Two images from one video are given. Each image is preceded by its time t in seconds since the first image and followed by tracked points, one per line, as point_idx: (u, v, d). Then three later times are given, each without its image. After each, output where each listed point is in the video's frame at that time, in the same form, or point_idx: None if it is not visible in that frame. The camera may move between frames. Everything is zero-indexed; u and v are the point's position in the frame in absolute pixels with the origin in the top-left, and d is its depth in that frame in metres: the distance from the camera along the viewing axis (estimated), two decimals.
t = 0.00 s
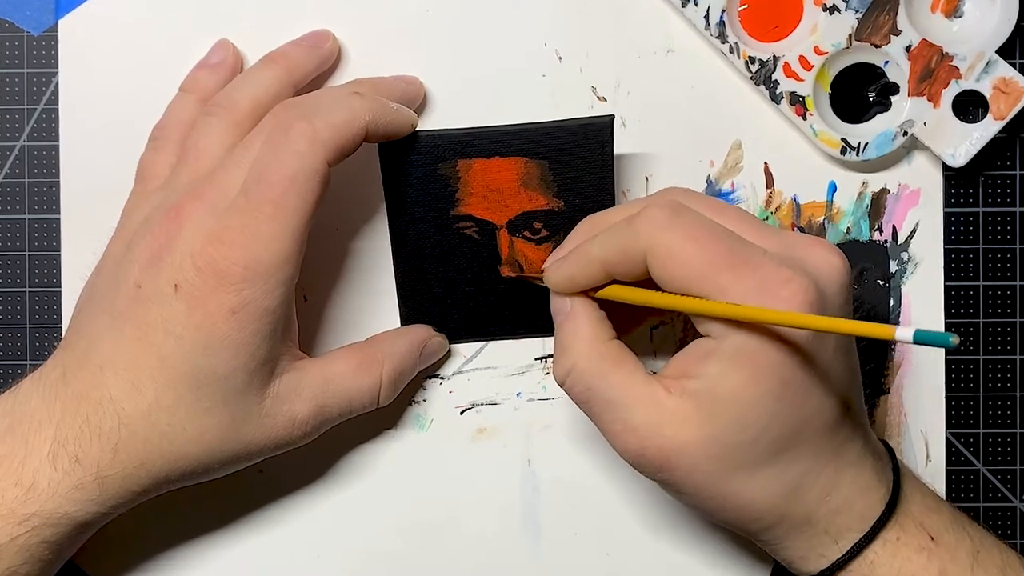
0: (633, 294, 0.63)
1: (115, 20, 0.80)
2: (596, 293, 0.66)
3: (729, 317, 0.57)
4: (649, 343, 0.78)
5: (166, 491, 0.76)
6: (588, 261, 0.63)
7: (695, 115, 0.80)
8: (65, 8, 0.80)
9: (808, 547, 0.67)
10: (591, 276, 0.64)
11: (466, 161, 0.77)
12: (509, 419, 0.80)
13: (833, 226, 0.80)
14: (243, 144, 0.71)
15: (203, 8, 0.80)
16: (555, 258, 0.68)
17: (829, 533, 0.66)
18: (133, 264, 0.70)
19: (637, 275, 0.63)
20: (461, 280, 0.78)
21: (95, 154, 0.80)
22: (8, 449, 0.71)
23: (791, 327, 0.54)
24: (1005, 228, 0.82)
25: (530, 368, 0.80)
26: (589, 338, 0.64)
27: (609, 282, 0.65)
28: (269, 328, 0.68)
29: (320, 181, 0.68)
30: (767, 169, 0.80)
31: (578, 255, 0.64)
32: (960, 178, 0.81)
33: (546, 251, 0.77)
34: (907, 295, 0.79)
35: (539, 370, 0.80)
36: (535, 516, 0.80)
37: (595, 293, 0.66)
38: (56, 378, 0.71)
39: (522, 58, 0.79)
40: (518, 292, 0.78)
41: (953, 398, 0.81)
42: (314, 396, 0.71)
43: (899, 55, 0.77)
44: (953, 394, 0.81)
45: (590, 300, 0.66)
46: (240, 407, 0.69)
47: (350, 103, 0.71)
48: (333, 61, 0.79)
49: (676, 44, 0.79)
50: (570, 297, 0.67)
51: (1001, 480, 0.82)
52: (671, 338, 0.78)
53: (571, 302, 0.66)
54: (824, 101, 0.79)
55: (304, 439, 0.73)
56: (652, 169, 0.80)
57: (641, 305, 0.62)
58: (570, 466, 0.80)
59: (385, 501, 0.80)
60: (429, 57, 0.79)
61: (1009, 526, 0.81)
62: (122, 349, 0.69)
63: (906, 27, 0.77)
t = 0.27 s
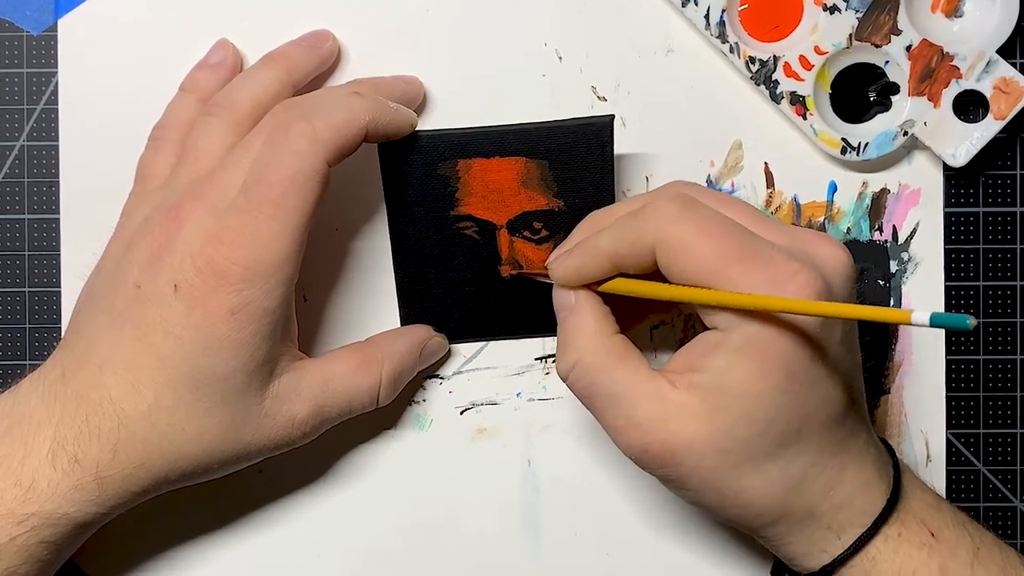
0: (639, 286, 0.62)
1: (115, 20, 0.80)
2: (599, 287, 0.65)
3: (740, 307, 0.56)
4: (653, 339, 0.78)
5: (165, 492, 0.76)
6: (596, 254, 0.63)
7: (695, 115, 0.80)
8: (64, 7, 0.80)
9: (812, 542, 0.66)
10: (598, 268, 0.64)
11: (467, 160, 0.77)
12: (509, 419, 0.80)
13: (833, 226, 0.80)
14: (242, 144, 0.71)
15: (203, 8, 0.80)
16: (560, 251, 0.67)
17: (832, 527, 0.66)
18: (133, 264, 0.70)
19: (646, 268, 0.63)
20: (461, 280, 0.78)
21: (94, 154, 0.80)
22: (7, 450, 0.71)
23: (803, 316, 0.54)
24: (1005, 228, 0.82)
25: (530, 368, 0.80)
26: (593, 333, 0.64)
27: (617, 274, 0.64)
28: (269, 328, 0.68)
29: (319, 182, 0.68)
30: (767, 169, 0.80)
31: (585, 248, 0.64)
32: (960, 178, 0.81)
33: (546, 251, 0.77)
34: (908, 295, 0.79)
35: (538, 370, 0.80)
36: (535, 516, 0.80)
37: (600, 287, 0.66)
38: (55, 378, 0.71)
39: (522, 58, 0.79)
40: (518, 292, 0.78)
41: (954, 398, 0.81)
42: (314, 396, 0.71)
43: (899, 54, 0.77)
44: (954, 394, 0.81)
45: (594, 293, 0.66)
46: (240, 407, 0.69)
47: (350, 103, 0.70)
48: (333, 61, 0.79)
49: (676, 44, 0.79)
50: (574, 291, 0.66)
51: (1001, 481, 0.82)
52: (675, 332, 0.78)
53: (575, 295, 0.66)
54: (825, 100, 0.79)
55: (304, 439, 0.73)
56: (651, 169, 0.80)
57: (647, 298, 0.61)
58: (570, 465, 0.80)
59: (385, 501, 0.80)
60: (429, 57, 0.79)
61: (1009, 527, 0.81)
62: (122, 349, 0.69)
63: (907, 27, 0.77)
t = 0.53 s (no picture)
0: (653, 279, 0.62)
1: (114, 20, 0.80)
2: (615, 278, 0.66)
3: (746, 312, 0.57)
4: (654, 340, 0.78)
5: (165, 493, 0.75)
6: (604, 251, 0.64)
7: (695, 114, 0.79)
8: (64, 7, 0.80)
9: (818, 535, 0.67)
10: (607, 263, 0.64)
11: (467, 159, 0.77)
12: (509, 419, 0.80)
13: (834, 226, 0.79)
14: (243, 145, 0.71)
15: (203, 8, 0.80)
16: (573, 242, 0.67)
17: (838, 522, 0.66)
18: (133, 264, 0.70)
19: (653, 266, 0.63)
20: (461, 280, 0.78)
21: (94, 154, 0.80)
22: (7, 451, 0.71)
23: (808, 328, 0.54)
24: (1005, 227, 0.82)
25: (530, 368, 0.80)
26: (605, 327, 0.64)
27: (629, 268, 0.64)
28: (269, 330, 0.68)
29: (321, 184, 0.68)
30: (768, 169, 0.80)
31: (590, 245, 0.64)
32: (960, 178, 0.81)
33: (547, 251, 0.77)
34: (909, 295, 0.79)
35: (539, 370, 0.80)
36: (536, 517, 0.80)
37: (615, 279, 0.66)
38: (55, 378, 0.71)
39: (522, 58, 0.79)
40: (519, 292, 0.78)
41: (954, 399, 0.81)
42: (314, 399, 0.71)
43: (900, 54, 0.77)
44: (954, 394, 0.81)
45: (609, 286, 0.66)
46: (240, 409, 0.69)
47: (351, 105, 0.70)
48: (333, 61, 0.79)
49: (676, 43, 0.79)
50: (588, 283, 0.67)
51: (1001, 481, 0.81)
52: (676, 329, 0.78)
53: (590, 287, 0.67)
54: (825, 100, 0.79)
55: (304, 442, 0.73)
56: (652, 169, 0.79)
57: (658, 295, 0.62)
58: (571, 465, 0.80)
59: (385, 502, 0.80)
60: (429, 57, 0.79)
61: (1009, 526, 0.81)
62: (122, 351, 0.69)
63: (908, 27, 0.77)
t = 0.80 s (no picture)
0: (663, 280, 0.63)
1: (114, 20, 0.80)
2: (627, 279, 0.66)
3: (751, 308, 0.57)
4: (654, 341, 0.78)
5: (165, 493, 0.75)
6: (612, 253, 0.64)
7: (695, 114, 0.79)
8: (64, 7, 0.80)
9: (816, 538, 0.67)
10: (613, 264, 0.64)
11: (467, 160, 0.76)
12: (509, 419, 0.80)
13: (835, 226, 0.79)
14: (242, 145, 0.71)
15: (203, 7, 0.80)
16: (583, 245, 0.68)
17: (838, 525, 0.66)
18: (133, 264, 0.70)
19: (659, 265, 0.63)
20: (461, 280, 0.78)
21: (94, 154, 0.80)
22: (7, 452, 0.71)
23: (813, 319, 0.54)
24: (1006, 227, 0.82)
25: (530, 368, 0.80)
26: (612, 325, 0.64)
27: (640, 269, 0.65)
28: (270, 330, 0.68)
29: (321, 184, 0.68)
30: (768, 169, 0.80)
31: (599, 248, 0.65)
32: (961, 178, 0.81)
33: (547, 252, 0.77)
34: (909, 295, 0.79)
35: (539, 370, 0.80)
36: (536, 518, 0.80)
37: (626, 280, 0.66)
38: (55, 379, 0.71)
39: (522, 58, 0.79)
40: (519, 292, 0.78)
41: (955, 399, 0.81)
42: (313, 399, 0.71)
43: (900, 54, 0.77)
44: (955, 394, 0.81)
45: (620, 288, 0.66)
46: (240, 409, 0.69)
47: (351, 104, 0.70)
48: (332, 61, 0.79)
49: (676, 43, 0.79)
50: (600, 285, 0.67)
51: (1002, 481, 0.81)
52: (676, 328, 0.78)
53: (600, 288, 0.67)
54: (826, 100, 0.79)
55: (303, 442, 0.72)
56: (651, 168, 0.79)
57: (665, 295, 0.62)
58: (571, 465, 0.80)
59: (385, 502, 0.80)
60: (429, 57, 0.79)
61: (1010, 526, 0.81)
62: (122, 351, 0.69)
63: (908, 27, 0.77)
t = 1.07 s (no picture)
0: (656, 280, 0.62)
1: (114, 20, 0.80)
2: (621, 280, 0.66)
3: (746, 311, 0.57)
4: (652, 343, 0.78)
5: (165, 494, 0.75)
6: (605, 252, 0.64)
7: (695, 114, 0.79)
8: (64, 7, 0.80)
9: (814, 539, 0.67)
10: (606, 263, 0.64)
11: (467, 160, 0.76)
12: (509, 419, 0.80)
13: (835, 226, 0.79)
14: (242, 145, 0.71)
15: (203, 7, 0.80)
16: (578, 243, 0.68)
17: (835, 526, 0.66)
18: (132, 264, 0.70)
19: (655, 265, 0.63)
20: (462, 280, 0.78)
21: (94, 154, 0.80)
22: (7, 452, 0.71)
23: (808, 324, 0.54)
24: (1006, 227, 0.82)
25: (530, 368, 0.80)
26: (606, 328, 0.64)
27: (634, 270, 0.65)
28: (270, 331, 0.68)
29: (321, 185, 0.68)
30: (768, 169, 0.80)
31: (593, 246, 0.65)
32: (961, 178, 0.81)
33: (547, 250, 0.77)
34: (909, 295, 0.79)
35: (539, 370, 0.80)
36: (535, 518, 0.80)
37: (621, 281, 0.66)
38: (54, 379, 0.71)
39: (522, 58, 0.79)
40: (519, 292, 0.78)
41: (955, 399, 0.81)
42: (313, 399, 0.71)
43: (901, 54, 0.77)
44: (955, 395, 0.81)
45: (615, 288, 0.66)
46: (240, 409, 0.69)
47: (351, 104, 0.70)
48: (332, 61, 0.79)
49: (677, 43, 0.79)
50: (594, 286, 0.67)
51: (1002, 481, 0.81)
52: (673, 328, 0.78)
53: (596, 289, 0.67)
54: (826, 100, 0.79)
55: (303, 442, 0.72)
56: (652, 168, 0.79)
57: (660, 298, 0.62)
58: (570, 465, 0.79)
59: (385, 503, 0.80)
60: (429, 57, 0.79)
61: (1010, 527, 0.81)
62: (122, 351, 0.69)
63: (908, 27, 0.77)
